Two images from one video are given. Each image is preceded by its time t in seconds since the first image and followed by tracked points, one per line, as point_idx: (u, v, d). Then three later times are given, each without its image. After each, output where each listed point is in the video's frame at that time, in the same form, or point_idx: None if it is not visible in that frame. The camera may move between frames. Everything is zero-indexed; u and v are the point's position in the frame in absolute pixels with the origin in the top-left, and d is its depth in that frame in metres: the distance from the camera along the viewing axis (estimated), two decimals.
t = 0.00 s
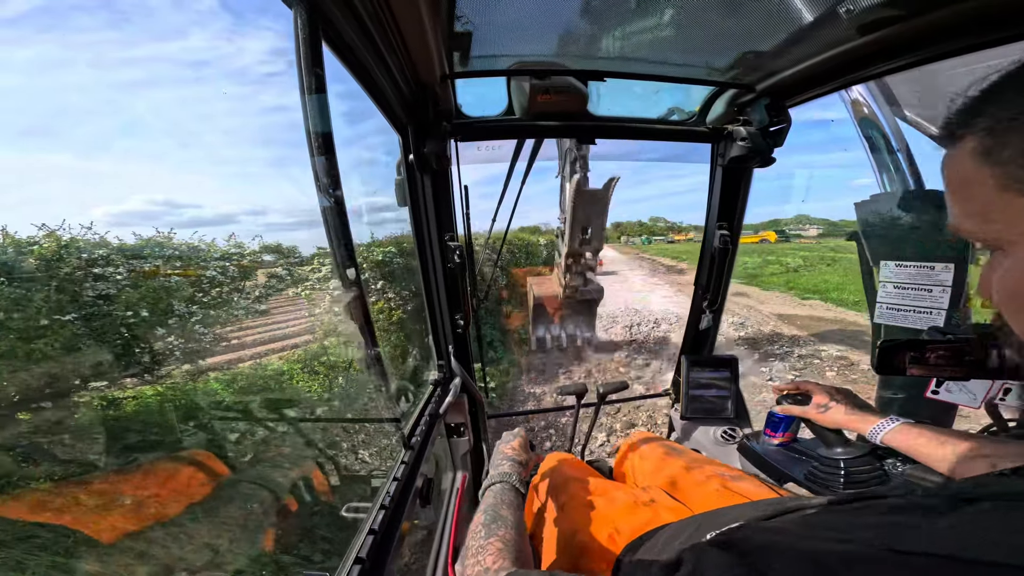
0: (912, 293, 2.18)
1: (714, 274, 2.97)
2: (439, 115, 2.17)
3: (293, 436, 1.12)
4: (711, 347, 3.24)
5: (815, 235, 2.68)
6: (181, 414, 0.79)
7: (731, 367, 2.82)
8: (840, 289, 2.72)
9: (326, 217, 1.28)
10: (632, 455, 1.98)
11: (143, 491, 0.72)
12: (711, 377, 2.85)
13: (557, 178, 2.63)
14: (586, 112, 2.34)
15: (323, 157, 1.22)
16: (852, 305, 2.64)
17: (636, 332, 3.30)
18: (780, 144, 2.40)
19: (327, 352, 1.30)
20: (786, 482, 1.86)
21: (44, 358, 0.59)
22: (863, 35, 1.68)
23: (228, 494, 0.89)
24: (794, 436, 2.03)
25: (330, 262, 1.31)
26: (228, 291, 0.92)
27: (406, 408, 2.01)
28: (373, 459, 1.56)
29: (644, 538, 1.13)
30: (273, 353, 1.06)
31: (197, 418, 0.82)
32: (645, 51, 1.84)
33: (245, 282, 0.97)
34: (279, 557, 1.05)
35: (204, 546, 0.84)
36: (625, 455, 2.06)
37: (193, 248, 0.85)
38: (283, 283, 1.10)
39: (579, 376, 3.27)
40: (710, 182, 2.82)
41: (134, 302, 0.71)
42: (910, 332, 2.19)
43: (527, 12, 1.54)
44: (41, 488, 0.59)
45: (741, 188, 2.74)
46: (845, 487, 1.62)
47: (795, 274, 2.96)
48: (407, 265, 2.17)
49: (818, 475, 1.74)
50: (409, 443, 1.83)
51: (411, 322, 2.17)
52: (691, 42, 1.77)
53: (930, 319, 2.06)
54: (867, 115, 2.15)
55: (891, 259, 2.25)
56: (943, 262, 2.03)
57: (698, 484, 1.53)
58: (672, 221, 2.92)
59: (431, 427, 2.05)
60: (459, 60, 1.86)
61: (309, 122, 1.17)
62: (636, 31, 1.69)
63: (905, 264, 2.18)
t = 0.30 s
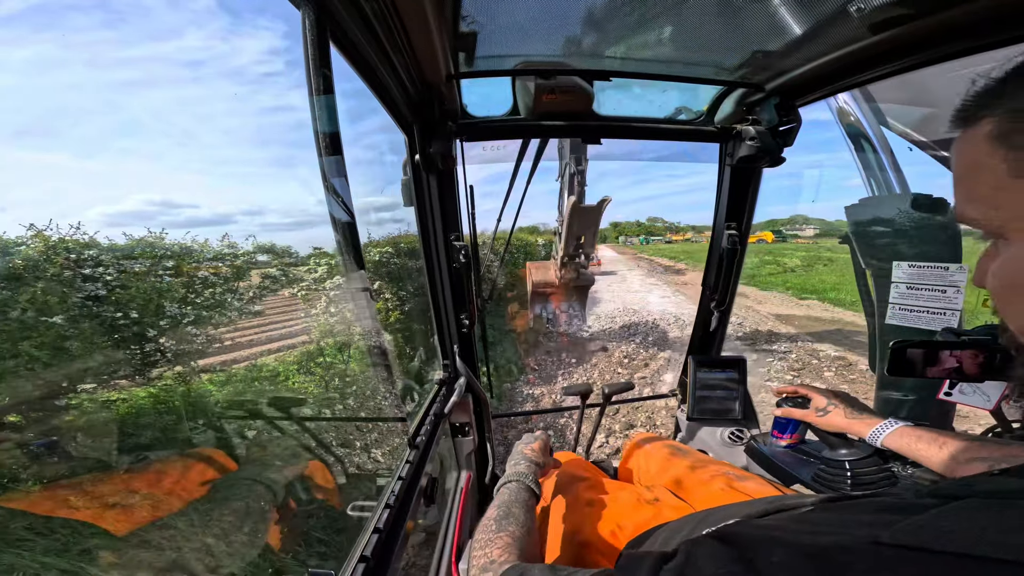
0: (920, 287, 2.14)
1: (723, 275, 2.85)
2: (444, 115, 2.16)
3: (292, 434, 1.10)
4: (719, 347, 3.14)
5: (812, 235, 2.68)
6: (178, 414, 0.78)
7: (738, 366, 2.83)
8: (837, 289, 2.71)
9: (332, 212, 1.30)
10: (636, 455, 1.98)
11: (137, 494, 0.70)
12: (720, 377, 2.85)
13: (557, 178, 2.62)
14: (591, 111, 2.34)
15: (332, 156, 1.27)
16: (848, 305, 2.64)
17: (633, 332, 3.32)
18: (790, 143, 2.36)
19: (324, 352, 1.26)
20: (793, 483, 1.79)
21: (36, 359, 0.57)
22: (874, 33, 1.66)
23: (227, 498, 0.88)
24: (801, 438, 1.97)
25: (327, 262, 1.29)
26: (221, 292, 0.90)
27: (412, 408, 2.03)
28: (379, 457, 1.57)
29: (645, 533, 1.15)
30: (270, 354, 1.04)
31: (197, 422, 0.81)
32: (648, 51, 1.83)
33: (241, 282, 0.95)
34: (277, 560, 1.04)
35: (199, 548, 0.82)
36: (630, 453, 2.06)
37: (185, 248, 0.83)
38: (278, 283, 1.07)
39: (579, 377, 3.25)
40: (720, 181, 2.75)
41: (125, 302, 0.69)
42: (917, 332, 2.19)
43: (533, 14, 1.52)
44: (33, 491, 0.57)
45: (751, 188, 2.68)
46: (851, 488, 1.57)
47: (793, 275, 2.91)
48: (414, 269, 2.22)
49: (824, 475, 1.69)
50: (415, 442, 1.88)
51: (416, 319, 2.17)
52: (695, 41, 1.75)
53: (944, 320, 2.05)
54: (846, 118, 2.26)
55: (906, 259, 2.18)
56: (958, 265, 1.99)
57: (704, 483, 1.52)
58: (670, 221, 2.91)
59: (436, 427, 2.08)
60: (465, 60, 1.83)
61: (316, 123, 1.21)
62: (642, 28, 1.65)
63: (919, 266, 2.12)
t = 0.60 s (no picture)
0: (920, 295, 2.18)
1: (732, 275, 2.88)
2: (450, 114, 2.13)
3: (304, 432, 1.15)
4: (726, 348, 3.14)
5: (800, 235, 2.69)
6: (173, 414, 0.77)
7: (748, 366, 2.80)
8: (826, 289, 2.76)
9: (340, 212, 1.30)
10: (642, 455, 1.93)
11: (120, 495, 0.68)
12: (727, 377, 2.84)
13: (559, 187, 2.65)
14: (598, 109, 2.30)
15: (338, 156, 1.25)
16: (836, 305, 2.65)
17: (626, 329, 3.36)
18: (799, 143, 2.32)
19: (315, 355, 1.20)
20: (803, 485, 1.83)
21: (3, 363, 0.55)
22: (886, 32, 1.61)
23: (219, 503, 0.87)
24: (811, 439, 2.01)
25: (317, 262, 1.23)
26: (204, 293, 0.85)
27: (417, 406, 1.99)
28: (382, 456, 1.56)
29: (648, 533, 1.13)
30: (257, 357, 0.99)
31: (174, 427, 0.76)
32: (654, 49, 1.80)
33: (224, 284, 0.91)
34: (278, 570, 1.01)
35: (184, 556, 0.80)
36: (632, 455, 2.03)
37: (167, 248, 0.78)
38: (265, 284, 1.03)
39: (574, 378, 3.25)
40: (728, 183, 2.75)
41: (99, 305, 0.65)
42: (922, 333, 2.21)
43: (537, 15, 1.52)
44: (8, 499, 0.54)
45: (760, 188, 2.66)
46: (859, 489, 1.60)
47: (783, 275, 2.87)
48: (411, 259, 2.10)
49: (832, 477, 1.72)
50: (419, 442, 1.81)
51: (422, 315, 2.22)
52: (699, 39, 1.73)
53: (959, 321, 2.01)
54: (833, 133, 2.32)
55: (917, 261, 2.18)
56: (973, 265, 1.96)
57: (706, 483, 1.51)
58: (662, 222, 2.89)
59: (441, 426, 2.01)
60: (469, 60, 1.81)
61: (322, 123, 1.19)
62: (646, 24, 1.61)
63: (934, 266, 2.10)
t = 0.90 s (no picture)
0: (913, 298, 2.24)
1: (746, 276, 2.81)
2: (458, 114, 2.07)
3: (320, 430, 1.15)
4: (739, 349, 3.09)
5: (787, 234, 2.72)
6: (156, 421, 0.71)
7: (761, 369, 2.65)
8: (813, 288, 2.78)
9: (353, 211, 1.28)
10: (651, 457, 1.88)
11: (90, 507, 0.62)
12: (740, 379, 2.69)
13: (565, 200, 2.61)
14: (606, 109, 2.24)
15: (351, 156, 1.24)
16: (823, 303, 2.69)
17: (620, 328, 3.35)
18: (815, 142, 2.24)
19: (300, 358, 1.09)
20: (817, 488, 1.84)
21: None
22: (903, 29, 1.58)
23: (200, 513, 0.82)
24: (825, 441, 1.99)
25: (302, 264, 1.10)
26: (180, 295, 0.77)
27: (426, 405, 1.96)
28: (393, 455, 1.55)
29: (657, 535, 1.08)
30: (242, 359, 0.90)
31: (153, 433, 0.70)
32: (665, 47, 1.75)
33: (198, 287, 0.81)
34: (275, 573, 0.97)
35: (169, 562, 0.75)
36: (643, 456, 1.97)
37: (138, 249, 0.72)
38: (245, 286, 0.92)
39: (567, 379, 3.19)
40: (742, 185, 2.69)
41: (64, 308, 0.59)
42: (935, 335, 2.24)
43: (550, 15, 1.48)
44: None
45: (773, 189, 2.60)
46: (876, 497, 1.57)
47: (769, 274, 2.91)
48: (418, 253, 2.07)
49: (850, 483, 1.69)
50: (428, 440, 1.83)
51: (430, 314, 2.17)
52: (711, 38, 1.68)
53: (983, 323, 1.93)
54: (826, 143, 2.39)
55: (940, 263, 2.09)
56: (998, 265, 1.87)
57: (718, 486, 1.46)
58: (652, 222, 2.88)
59: (449, 426, 2.01)
60: (478, 60, 1.77)
61: (334, 121, 1.18)
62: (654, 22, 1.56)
63: (957, 267, 2.01)
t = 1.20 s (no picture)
0: (915, 304, 2.27)
1: (765, 276, 2.64)
2: (468, 113, 2.05)
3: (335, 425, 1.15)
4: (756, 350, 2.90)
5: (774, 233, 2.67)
6: (129, 424, 0.63)
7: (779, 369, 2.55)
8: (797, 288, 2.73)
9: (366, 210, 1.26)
10: (663, 458, 1.80)
11: (55, 518, 0.53)
12: (756, 380, 2.59)
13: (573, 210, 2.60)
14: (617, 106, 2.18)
15: (365, 156, 1.23)
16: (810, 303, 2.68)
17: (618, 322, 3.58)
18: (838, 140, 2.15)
19: (283, 360, 0.99)
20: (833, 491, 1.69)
21: None
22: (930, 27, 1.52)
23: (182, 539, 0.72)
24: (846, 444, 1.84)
25: (284, 264, 0.98)
26: (149, 298, 0.68)
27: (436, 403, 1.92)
28: (402, 450, 1.52)
29: (672, 539, 1.01)
30: (227, 361, 0.82)
31: (124, 439, 0.62)
32: (679, 44, 1.68)
33: (172, 289, 0.72)
34: None
35: None
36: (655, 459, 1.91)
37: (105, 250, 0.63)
38: (221, 288, 0.81)
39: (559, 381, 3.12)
40: (761, 181, 2.56)
41: (17, 310, 0.51)
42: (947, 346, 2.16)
43: (562, 13, 1.44)
44: None
45: (795, 187, 2.47)
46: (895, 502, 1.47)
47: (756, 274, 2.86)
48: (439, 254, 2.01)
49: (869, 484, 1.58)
50: (438, 438, 1.77)
51: (441, 312, 2.12)
52: (728, 35, 1.62)
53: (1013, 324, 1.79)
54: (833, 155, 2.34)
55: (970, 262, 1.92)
56: None
57: (734, 487, 1.37)
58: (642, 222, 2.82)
59: (458, 425, 1.93)
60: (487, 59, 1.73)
61: (349, 121, 1.16)
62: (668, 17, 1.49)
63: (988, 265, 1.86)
